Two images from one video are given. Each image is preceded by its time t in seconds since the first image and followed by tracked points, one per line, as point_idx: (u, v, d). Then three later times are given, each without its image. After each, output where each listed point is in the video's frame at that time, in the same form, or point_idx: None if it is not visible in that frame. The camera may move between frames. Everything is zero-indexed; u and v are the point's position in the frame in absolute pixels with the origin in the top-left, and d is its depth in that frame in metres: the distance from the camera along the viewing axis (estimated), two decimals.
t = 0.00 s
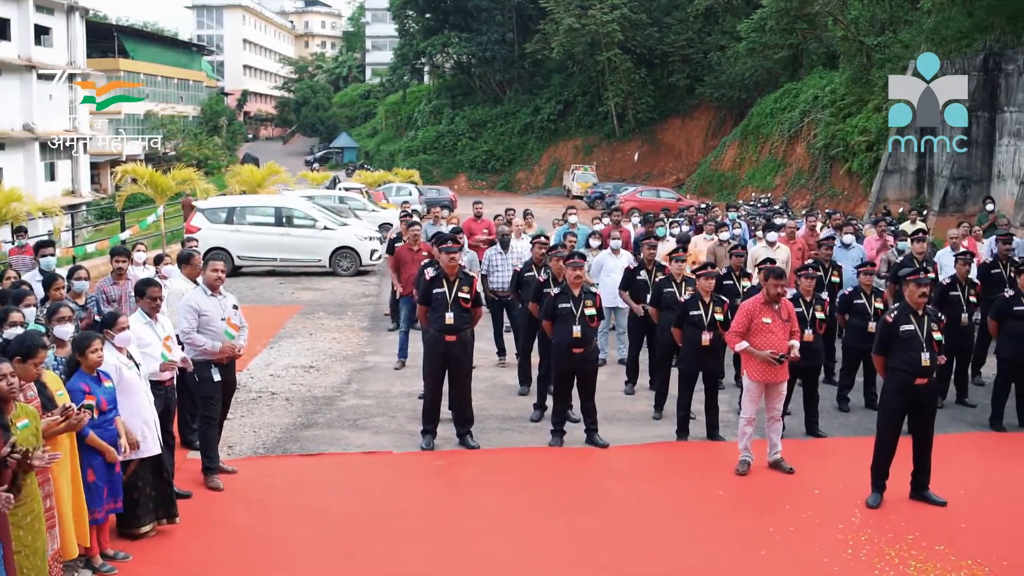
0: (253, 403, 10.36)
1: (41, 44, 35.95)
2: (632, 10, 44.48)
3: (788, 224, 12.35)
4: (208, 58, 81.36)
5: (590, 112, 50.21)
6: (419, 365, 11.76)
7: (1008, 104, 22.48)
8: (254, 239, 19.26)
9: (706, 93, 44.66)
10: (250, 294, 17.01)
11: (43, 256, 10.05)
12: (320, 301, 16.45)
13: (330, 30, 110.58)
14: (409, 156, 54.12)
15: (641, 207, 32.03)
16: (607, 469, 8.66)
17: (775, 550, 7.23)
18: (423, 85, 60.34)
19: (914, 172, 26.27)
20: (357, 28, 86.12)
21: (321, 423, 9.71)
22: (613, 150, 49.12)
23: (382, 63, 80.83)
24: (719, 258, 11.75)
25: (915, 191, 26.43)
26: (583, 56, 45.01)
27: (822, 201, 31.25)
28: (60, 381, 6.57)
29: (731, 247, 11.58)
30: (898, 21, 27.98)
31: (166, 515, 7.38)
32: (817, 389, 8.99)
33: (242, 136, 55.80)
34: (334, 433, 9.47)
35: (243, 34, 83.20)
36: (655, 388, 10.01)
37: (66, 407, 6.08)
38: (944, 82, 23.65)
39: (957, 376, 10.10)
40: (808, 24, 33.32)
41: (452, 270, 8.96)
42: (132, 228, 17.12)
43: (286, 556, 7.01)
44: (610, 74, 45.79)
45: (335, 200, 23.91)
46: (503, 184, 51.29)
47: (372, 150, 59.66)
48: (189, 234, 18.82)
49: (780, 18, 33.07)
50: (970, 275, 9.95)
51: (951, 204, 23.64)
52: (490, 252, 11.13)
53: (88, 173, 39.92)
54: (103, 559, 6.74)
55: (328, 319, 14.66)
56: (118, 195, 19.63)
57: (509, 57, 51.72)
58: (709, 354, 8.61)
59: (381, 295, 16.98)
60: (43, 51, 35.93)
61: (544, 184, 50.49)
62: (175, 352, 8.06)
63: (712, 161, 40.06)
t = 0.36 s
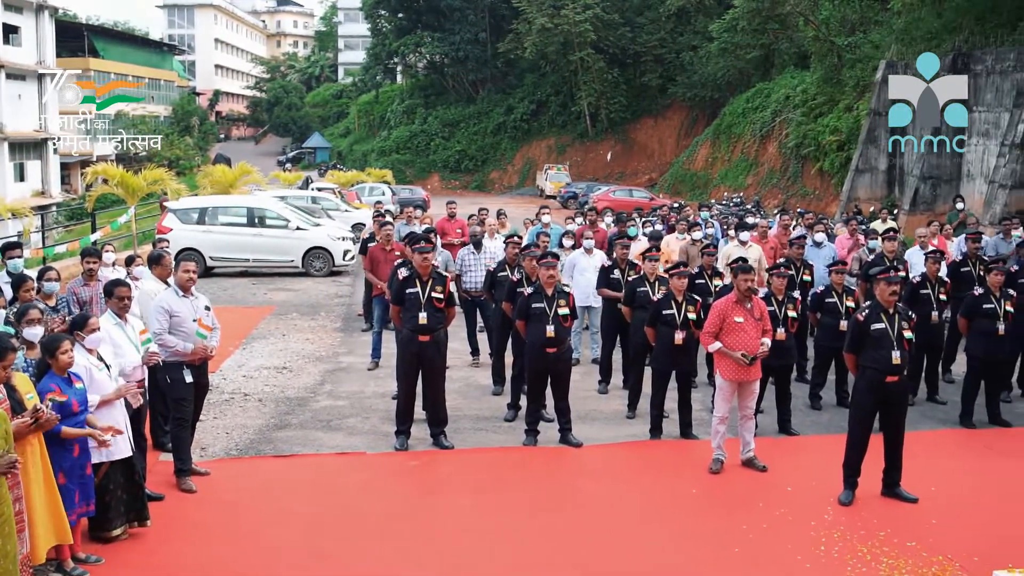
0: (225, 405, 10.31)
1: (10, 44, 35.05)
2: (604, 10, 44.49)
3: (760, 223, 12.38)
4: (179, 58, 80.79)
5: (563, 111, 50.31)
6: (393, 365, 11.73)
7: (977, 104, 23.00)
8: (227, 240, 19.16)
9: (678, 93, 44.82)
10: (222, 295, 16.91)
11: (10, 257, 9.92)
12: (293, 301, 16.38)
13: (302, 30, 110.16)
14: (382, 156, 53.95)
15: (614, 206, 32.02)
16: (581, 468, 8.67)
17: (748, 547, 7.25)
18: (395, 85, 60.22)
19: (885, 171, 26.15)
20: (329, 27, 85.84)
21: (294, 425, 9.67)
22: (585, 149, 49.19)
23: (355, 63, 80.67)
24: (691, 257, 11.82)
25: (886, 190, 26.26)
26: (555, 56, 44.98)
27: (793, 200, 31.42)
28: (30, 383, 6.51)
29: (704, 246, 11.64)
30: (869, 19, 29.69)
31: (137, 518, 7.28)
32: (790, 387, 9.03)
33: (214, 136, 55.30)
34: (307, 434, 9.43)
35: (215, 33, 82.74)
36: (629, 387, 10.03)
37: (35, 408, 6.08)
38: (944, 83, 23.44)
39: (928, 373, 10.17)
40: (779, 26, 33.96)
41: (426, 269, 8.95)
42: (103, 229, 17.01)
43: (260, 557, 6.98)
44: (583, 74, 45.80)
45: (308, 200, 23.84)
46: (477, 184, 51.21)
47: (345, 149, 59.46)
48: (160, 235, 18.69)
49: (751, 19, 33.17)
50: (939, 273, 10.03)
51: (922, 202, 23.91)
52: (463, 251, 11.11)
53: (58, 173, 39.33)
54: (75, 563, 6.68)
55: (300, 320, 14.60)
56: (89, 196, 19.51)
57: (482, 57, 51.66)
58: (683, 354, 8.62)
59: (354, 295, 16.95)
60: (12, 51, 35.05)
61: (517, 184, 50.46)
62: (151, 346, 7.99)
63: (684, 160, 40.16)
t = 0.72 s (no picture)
0: (202, 406, 10.25)
1: None
2: (581, 10, 44.33)
3: (737, 223, 12.42)
4: (155, 58, 80.32)
5: (540, 111, 50.40)
6: (370, 365, 11.70)
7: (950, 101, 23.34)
8: (203, 240, 19.07)
9: (655, 93, 44.91)
10: (199, 296, 16.82)
11: None
12: (270, 302, 16.32)
13: (278, 29, 109.82)
14: (359, 156, 53.80)
15: (592, 206, 32.02)
16: (559, 468, 8.67)
17: (725, 546, 7.27)
18: (373, 85, 60.07)
19: (861, 170, 26.29)
20: (305, 27, 85.51)
21: (271, 426, 9.63)
22: (563, 149, 49.28)
23: (331, 63, 80.48)
24: (668, 257, 11.84)
25: (861, 189, 26.48)
26: (532, 56, 44.90)
27: (770, 200, 31.58)
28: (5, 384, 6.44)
29: (680, 246, 11.65)
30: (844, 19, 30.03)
31: (115, 520, 7.25)
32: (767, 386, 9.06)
33: (191, 136, 54.80)
34: (285, 435, 9.40)
35: (190, 33, 82.35)
36: (607, 386, 10.05)
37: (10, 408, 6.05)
38: (943, 82, 23.32)
39: (903, 371, 10.23)
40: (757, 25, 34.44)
41: (403, 269, 8.92)
42: (78, 230, 16.92)
43: (237, 559, 6.96)
44: (559, 74, 45.76)
45: (285, 200, 23.78)
46: (454, 184, 51.18)
47: (321, 150, 59.34)
48: (135, 236, 18.58)
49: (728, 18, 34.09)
50: (914, 271, 10.08)
51: (896, 201, 24.16)
52: (439, 252, 11.10)
53: (32, 174, 38.76)
54: (50, 566, 6.61)
55: (276, 320, 14.55)
56: (63, 196, 19.42)
57: (459, 57, 51.65)
58: (660, 353, 8.64)
59: (331, 295, 16.92)
60: None
61: (494, 184, 50.42)
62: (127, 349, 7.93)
63: (661, 160, 40.20)
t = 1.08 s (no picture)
0: (179, 407, 10.20)
1: None
2: (559, 10, 44.12)
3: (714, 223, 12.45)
4: (132, 58, 79.74)
5: (518, 111, 50.36)
6: (349, 366, 11.67)
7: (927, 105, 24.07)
8: (180, 241, 18.97)
9: (633, 93, 44.98)
10: (176, 297, 16.72)
11: None
12: (248, 303, 16.25)
13: (255, 29, 109.36)
14: (337, 156, 53.57)
15: (570, 206, 31.98)
16: (539, 467, 8.67)
17: (704, 544, 7.29)
18: (351, 85, 59.82)
19: (837, 170, 26.69)
20: (282, 26, 85.12)
21: (249, 427, 9.59)
22: (541, 149, 49.13)
23: (309, 63, 80.26)
24: (646, 256, 11.85)
25: (838, 189, 26.90)
26: (510, 55, 44.77)
27: (748, 199, 31.66)
28: None
29: (657, 246, 11.66)
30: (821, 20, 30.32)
31: (90, 523, 7.20)
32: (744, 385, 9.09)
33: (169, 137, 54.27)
34: (262, 437, 9.36)
35: (167, 33, 81.85)
36: (585, 386, 10.05)
37: None
38: (945, 82, 22.51)
39: (880, 370, 10.28)
40: (734, 25, 32.48)
41: (381, 270, 8.89)
42: (54, 231, 16.81)
43: (215, 559, 6.93)
44: (538, 74, 45.67)
45: (262, 200, 23.70)
46: (432, 184, 51.04)
47: (299, 150, 59.10)
48: (112, 236, 18.47)
49: (706, 20, 32.00)
50: (890, 270, 10.13)
51: (873, 201, 24.42)
52: (417, 252, 11.08)
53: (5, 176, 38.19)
54: (26, 570, 6.55)
55: (254, 321, 14.50)
56: (39, 197, 19.29)
57: (437, 57, 51.69)
58: (639, 352, 8.64)
59: (309, 296, 16.87)
60: None
61: (472, 184, 50.28)
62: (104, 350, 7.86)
63: (639, 160, 40.19)
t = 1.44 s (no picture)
0: (157, 409, 10.15)
1: None
2: (537, 10, 44.10)
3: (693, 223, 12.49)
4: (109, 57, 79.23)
5: (497, 111, 50.40)
6: (328, 366, 11.64)
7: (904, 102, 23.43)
8: (158, 242, 18.89)
9: (611, 92, 45.09)
10: (154, 298, 16.64)
11: None
12: (226, 303, 16.19)
13: (233, 29, 108.93)
14: (315, 156, 53.34)
15: (549, 205, 32.01)
16: (518, 467, 8.67)
17: (684, 543, 7.31)
18: (329, 84, 59.62)
19: (814, 169, 26.87)
20: (260, 26, 84.79)
21: (227, 428, 9.56)
22: (519, 149, 49.20)
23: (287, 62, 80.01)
24: (625, 256, 11.87)
25: (815, 189, 27.04)
26: (489, 55, 44.75)
27: (726, 198, 31.75)
28: None
29: (636, 245, 11.68)
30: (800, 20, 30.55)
31: (69, 525, 7.17)
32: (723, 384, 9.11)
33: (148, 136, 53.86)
34: (241, 438, 9.33)
35: (144, 32, 81.41)
36: (564, 386, 10.06)
37: None
38: (944, 81, 21.51)
39: (858, 368, 10.33)
40: (712, 26, 32.90)
41: (360, 270, 8.87)
42: (31, 231, 16.72)
43: (195, 562, 6.90)
44: (516, 74, 45.68)
45: (240, 201, 23.62)
46: (411, 184, 50.95)
47: (277, 150, 58.92)
48: (89, 237, 18.37)
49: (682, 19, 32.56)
50: (868, 269, 10.16)
51: (850, 200, 24.43)
52: (394, 252, 11.06)
53: None
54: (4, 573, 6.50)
55: (233, 322, 14.45)
56: (14, 197, 19.19)
57: (415, 56, 51.59)
58: (618, 351, 8.64)
59: (288, 297, 16.82)
60: None
61: (451, 183, 50.25)
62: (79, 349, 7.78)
63: (618, 159, 40.33)
